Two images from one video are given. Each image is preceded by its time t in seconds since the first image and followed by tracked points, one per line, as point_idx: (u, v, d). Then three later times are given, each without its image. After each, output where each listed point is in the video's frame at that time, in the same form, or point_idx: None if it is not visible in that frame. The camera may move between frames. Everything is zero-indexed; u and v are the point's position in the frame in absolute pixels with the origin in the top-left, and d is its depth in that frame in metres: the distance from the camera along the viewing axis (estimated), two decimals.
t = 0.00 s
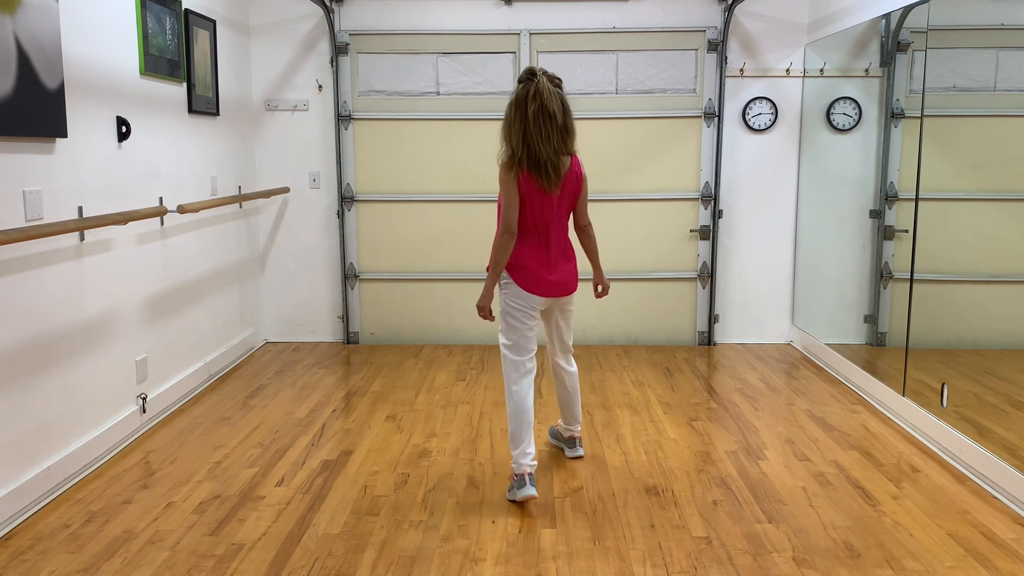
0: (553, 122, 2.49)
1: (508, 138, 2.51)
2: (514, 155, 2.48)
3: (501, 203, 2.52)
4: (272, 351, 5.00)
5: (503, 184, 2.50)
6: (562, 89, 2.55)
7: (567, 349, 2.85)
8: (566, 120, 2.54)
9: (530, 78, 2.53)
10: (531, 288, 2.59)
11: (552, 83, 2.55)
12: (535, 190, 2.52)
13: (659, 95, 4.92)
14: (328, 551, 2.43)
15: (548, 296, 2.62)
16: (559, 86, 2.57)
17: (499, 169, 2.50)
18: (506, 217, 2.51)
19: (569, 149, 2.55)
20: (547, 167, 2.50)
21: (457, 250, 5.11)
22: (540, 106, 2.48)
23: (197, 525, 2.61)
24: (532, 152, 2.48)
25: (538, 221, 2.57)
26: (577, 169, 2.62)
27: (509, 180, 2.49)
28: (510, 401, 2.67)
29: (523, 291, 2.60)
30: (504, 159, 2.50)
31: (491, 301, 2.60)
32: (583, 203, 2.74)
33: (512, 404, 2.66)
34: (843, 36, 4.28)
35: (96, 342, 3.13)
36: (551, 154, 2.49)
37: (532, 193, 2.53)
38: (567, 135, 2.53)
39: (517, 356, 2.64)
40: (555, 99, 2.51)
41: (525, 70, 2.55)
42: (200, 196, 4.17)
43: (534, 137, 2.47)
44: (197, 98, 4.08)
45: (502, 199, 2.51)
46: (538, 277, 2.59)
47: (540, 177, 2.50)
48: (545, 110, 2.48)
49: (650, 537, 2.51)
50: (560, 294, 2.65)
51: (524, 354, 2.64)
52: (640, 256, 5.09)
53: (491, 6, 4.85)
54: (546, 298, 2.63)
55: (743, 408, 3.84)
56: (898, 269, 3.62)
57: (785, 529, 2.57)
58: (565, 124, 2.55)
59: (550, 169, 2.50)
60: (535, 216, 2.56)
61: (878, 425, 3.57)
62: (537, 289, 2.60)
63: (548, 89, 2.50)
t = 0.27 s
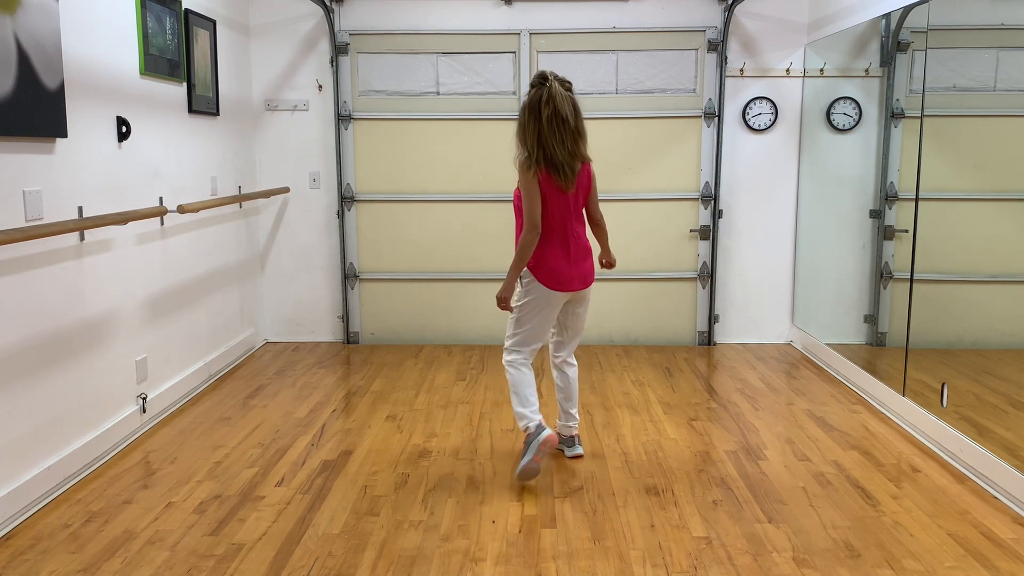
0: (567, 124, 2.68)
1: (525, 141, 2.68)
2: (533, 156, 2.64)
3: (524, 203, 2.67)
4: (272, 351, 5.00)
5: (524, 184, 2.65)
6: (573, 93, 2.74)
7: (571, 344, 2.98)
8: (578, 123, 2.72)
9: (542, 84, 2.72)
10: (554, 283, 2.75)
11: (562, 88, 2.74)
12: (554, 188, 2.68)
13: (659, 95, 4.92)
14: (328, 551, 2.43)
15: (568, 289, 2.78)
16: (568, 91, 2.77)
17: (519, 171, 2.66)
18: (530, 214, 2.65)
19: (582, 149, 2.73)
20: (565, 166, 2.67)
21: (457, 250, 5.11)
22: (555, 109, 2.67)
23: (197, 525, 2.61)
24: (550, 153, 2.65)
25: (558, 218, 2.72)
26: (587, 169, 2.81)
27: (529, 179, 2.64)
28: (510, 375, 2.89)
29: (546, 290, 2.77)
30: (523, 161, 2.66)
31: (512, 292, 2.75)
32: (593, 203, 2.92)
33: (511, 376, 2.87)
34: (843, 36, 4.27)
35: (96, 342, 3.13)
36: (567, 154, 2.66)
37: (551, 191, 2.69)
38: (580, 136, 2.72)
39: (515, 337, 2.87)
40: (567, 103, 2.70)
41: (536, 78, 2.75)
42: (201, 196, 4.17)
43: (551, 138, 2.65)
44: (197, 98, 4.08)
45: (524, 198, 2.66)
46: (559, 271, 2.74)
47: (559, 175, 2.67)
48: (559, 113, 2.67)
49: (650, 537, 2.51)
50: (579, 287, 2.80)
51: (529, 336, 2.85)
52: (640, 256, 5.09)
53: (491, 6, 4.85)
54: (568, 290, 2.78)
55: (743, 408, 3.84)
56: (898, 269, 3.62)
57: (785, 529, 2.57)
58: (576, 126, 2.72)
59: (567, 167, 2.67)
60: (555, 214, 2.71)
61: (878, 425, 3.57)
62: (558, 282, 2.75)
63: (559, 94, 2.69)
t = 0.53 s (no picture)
0: (575, 131, 2.73)
1: (534, 146, 2.71)
2: (545, 160, 2.68)
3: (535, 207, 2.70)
4: (272, 351, 5.00)
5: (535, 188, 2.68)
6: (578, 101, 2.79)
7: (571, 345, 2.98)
8: (584, 130, 2.79)
9: (549, 91, 2.76)
10: (563, 285, 2.80)
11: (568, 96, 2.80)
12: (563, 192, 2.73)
13: (659, 95, 4.92)
14: (328, 551, 2.43)
15: (576, 293, 2.83)
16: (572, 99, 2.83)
17: (530, 175, 2.69)
18: (543, 218, 2.68)
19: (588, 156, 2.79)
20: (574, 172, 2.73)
21: (457, 250, 5.11)
22: (564, 116, 2.72)
23: (197, 525, 2.61)
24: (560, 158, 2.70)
25: (566, 222, 2.78)
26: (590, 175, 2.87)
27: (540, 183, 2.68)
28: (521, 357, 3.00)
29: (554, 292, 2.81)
30: (533, 165, 2.69)
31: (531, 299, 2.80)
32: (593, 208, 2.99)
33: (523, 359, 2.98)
34: (843, 36, 4.28)
35: (96, 342, 3.13)
36: (577, 159, 2.72)
37: (561, 195, 2.74)
38: (586, 143, 2.78)
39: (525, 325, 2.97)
40: (575, 111, 2.76)
41: (543, 85, 2.78)
42: (201, 196, 4.17)
43: (561, 144, 2.69)
44: (197, 98, 4.08)
45: (535, 202, 2.68)
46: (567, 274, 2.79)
47: (569, 180, 2.72)
48: (567, 121, 2.72)
49: (651, 537, 2.51)
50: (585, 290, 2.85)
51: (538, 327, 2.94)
52: (640, 256, 5.09)
53: (491, 6, 4.85)
54: (576, 294, 2.84)
55: (743, 408, 3.84)
56: (898, 269, 3.62)
57: (785, 529, 2.57)
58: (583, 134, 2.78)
59: (576, 173, 2.73)
60: (563, 218, 2.76)
61: (878, 425, 3.57)
62: (568, 285, 2.80)
63: (567, 101, 2.74)
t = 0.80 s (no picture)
0: (576, 127, 2.74)
1: (534, 142, 2.72)
2: (545, 156, 2.68)
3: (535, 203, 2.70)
4: (272, 351, 5.00)
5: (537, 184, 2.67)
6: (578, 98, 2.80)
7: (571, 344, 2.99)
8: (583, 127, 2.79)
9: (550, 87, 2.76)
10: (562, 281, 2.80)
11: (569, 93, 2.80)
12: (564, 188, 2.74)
13: (659, 95, 4.92)
14: (328, 551, 2.43)
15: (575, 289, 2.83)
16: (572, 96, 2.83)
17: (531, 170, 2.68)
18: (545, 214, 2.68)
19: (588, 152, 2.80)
20: (574, 168, 2.73)
21: (457, 250, 5.11)
22: (565, 112, 2.72)
23: (197, 525, 2.61)
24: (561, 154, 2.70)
25: (567, 217, 2.78)
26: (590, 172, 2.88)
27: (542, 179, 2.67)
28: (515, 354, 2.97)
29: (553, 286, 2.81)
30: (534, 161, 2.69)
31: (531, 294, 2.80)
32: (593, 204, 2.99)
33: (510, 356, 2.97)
34: (843, 36, 4.28)
35: (96, 342, 3.13)
36: (577, 156, 2.72)
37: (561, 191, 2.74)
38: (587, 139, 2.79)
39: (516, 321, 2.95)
40: (576, 108, 2.76)
41: (544, 81, 2.78)
42: (201, 196, 4.17)
43: (561, 140, 2.70)
44: (197, 98, 4.08)
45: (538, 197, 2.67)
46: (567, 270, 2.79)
47: (570, 176, 2.72)
48: (568, 117, 2.72)
49: (651, 537, 2.51)
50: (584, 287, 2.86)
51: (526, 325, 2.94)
52: (640, 256, 5.09)
53: (491, 6, 4.85)
54: (576, 289, 2.84)
55: (743, 408, 3.84)
56: (898, 269, 3.62)
57: (785, 529, 2.57)
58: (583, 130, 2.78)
59: (576, 169, 2.73)
60: (563, 214, 2.77)
61: (878, 425, 3.57)
62: (567, 281, 2.81)
63: (568, 97, 2.74)
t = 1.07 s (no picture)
0: (570, 120, 2.64)
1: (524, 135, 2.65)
2: (532, 150, 2.61)
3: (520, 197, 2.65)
4: (272, 351, 5.00)
5: (523, 178, 2.62)
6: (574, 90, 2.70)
7: (572, 350, 2.96)
8: (579, 119, 2.69)
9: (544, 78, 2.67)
10: (547, 276, 2.73)
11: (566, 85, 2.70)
12: (553, 182, 2.66)
13: (659, 95, 4.92)
14: (328, 551, 2.43)
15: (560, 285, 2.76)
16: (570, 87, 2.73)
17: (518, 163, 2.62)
18: (529, 208, 2.63)
19: (583, 146, 2.71)
20: (566, 162, 2.64)
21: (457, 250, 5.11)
22: (558, 105, 2.62)
23: (197, 525, 2.61)
24: (551, 147, 2.62)
25: (556, 212, 2.71)
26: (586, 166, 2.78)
27: (529, 173, 2.61)
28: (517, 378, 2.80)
29: (532, 279, 2.74)
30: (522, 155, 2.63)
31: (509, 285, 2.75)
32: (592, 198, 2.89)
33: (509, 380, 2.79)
34: (843, 36, 4.28)
35: (96, 342, 3.13)
36: (569, 150, 2.64)
37: (551, 185, 2.67)
38: (582, 133, 2.69)
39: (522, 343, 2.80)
40: (571, 100, 2.66)
41: (540, 72, 2.69)
42: (200, 196, 4.17)
43: (550, 134, 2.61)
44: (197, 98, 4.08)
45: (524, 190, 2.62)
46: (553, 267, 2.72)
47: (558, 171, 2.64)
48: (560, 110, 2.63)
49: (651, 537, 2.51)
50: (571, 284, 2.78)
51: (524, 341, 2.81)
52: (640, 256, 5.09)
53: (491, 6, 4.86)
54: (561, 285, 2.77)
55: (743, 408, 3.84)
56: (898, 269, 3.62)
57: (785, 529, 2.57)
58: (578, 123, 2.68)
59: (565, 164, 2.65)
60: (550, 209, 2.70)
61: (878, 425, 3.57)
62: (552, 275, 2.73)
63: (562, 90, 2.64)
